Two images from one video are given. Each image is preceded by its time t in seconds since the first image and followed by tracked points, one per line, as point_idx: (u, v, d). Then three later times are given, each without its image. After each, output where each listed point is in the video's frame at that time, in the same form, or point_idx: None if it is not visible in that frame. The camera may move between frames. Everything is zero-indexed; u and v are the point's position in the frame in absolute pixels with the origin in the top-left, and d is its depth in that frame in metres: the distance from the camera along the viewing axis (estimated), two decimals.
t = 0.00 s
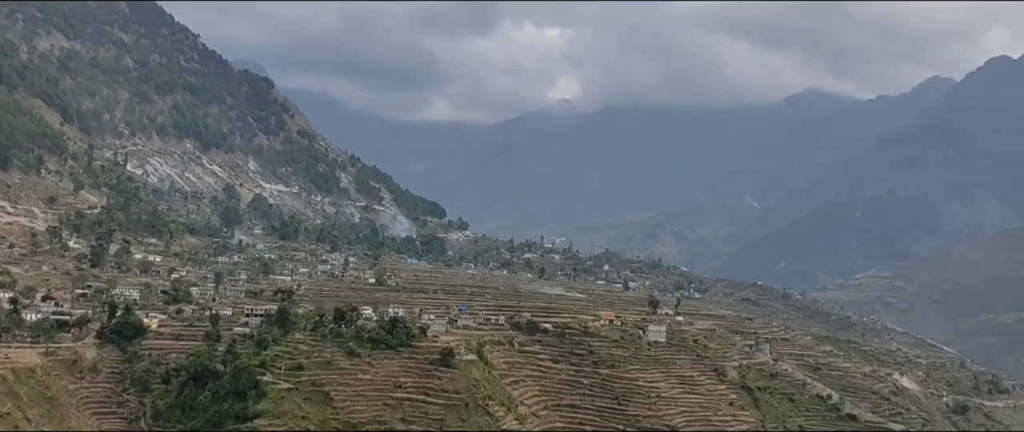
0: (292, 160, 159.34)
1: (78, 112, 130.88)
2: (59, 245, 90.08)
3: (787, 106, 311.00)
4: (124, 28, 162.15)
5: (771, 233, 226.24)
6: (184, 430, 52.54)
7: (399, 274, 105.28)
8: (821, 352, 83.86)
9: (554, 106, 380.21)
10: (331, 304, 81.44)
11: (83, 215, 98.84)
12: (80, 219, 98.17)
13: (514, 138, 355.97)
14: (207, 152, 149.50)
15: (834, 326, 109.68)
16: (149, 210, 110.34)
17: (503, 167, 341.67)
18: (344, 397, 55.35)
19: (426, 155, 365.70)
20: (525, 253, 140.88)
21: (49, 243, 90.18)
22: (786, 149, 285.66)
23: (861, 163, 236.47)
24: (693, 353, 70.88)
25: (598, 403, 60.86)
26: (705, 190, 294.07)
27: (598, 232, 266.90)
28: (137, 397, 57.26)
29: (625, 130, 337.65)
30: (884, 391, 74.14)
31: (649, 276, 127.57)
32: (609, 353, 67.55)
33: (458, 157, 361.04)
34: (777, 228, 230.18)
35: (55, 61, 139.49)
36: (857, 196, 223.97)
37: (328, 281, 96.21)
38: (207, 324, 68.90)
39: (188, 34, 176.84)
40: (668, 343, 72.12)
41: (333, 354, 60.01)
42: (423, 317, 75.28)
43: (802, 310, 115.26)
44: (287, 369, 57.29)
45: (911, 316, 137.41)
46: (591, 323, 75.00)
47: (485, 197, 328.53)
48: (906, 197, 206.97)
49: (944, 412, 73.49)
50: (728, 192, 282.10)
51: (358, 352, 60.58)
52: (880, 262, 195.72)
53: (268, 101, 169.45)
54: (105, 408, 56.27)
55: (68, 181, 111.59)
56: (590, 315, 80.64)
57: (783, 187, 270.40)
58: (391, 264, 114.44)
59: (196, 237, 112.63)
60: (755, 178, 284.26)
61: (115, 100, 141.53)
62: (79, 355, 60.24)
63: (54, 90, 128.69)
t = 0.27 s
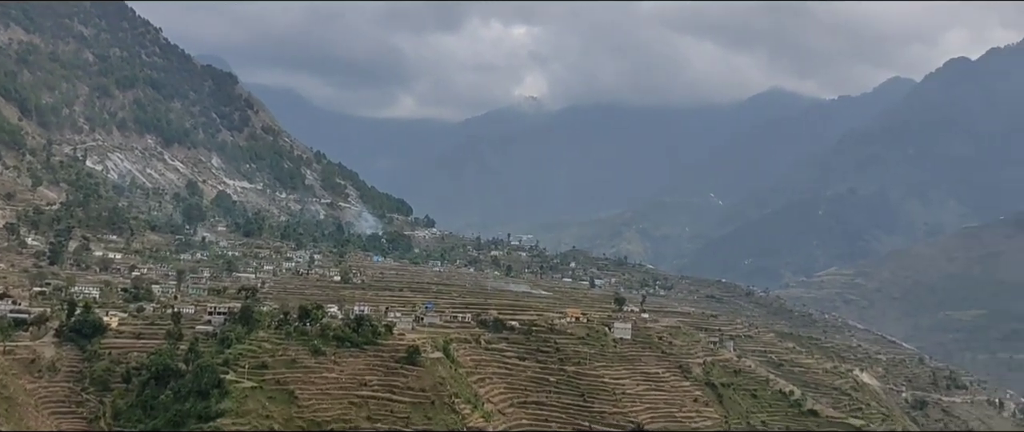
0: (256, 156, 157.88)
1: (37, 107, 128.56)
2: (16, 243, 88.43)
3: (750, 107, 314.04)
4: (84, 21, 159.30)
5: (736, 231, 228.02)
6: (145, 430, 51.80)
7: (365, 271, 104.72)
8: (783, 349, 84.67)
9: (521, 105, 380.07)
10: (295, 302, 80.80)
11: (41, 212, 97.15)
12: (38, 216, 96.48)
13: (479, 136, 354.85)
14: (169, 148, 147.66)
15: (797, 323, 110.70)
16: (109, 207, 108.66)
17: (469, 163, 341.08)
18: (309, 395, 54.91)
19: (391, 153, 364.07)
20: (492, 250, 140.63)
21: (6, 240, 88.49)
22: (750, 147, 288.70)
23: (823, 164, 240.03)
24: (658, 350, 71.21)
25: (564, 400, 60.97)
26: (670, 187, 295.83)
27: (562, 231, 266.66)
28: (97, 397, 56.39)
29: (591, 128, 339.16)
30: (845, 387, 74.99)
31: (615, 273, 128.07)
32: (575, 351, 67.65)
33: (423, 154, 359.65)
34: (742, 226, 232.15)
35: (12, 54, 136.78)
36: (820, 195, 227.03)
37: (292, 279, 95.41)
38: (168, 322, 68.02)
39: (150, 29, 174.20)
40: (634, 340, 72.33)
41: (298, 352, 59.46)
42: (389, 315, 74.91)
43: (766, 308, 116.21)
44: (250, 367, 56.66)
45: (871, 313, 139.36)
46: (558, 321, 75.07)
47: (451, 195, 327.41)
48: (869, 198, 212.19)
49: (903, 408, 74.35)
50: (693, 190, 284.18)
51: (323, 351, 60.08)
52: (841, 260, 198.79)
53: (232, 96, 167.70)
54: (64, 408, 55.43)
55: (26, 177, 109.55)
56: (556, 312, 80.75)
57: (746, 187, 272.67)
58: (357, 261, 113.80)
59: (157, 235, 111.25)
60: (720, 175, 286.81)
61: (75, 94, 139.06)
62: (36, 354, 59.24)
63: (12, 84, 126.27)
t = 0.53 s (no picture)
0: (219, 152, 156.28)
1: None
2: None
3: (715, 106, 315.69)
4: (43, 14, 156.06)
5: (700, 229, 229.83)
6: (105, 429, 51.03)
7: (331, 269, 104.08)
8: (747, 345, 85.31)
9: (488, 102, 379.36)
10: (259, 300, 80.11)
11: None
12: None
13: (446, 134, 354.56)
14: (130, 143, 145.66)
15: (760, 319, 111.71)
16: (68, 203, 106.84)
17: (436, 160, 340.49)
18: (273, 394, 54.43)
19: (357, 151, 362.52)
20: (459, 247, 140.37)
21: None
22: (714, 145, 291.16)
23: (786, 164, 243.11)
24: (624, 347, 71.46)
25: (530, 397, 60.99)
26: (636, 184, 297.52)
27: (528, 229, 266.13)
28: (56, 395, 55.52)
29: (557, 125, 339.94)
30: (806, 382, 75.69)
31: (581, 271, 128.42)
32: (541, 348, 67.71)
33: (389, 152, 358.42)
34: (706, 223, 234.07)
35: None
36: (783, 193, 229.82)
37: (256, 276, 94.50)
38: (129, 320, 67.14)
39: (111, 22, 171.32)
40: (599, 337, 72.56)
41: (262, 350, 58.89)
42: (355, 312, 74.52)
43: (729, 304, 117.08)
44: (213, 366, 56.02)
45: (832, 309, 141.07)
46: (524, 318, 75.08)
47: (417, 192, 326.53)
48: (829, 196, 219.69)
49: (863, 402, 75.17)
50: (658, 187, 285.85)
51: (287, 348, 59.56)
52: (803, 256, 201.45)
53: (195, 91, 165.79)
54: (22, 407, 54.64)
55: None
56: (522, 309, 80.82)
57: (711, 185, 273.53)
58: (322, 259, 113.04)
59: (118, 231, 109.79)
60: (685, 172, 288.77)
61: (33, 88, 136.21)
62: None
63: None
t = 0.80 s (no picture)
0: (181, 147, 154.42)
1: None
2: None
3: (681, 102, 317.32)
4: None
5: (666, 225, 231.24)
6: (64, 428, 50.20)
7: (295, 266, 103.20)
8: (711, 340, 85.85)
9: (455, 99, 378.33)
10: (223, 297, 79.24)
11: None
12: None
13: (412, 130, 353.31)
14: (90, 137, 143.30)
15: (724, 315, 112.53)
16: (25, 199, 104.77)
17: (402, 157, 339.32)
18: (236, 392, 53.85)
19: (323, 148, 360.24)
20: (425, 244, 139.96)
21: None
22: (680, 142, 292.95)
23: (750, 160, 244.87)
24: (590, 343, 71.60)
25: (496, 393, 60.89)
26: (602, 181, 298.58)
27: (494, 226, 265.60)
28: (14, 395, 54.52)
29: (524, 122, 340.08)
30: (769, 377, 76.33)
31: (547, 267, 128.54)
32: (508, 344, 67.64)
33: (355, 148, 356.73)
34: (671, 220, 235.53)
35: None
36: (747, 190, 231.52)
37: (219, 273, 93.37)
38: (88, 318, 66.07)
39: (70, 15, 168.25)
40: (566, 333, 72.63)
41: (225, 348, 58.26)
42: (320, 309, 73.95)
43: (694, 300, 117.78)
44: (175, 364, 55.30)
45: (795, 305, 142.55)
46: (491, 314, 74.93)
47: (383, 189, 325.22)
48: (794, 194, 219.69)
49: (824, 396, 75.98)
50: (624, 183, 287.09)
51: (251, 346, 58.93)
52: (767, 253, 203.39)
53: (156, 86, 163.55)
54: None
55: None
56: (489, 306, 80.67)
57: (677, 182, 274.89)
58: (286, 255, 112.08)
59: (77, 228, 108.08)
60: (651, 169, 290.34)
61: None
62: None
63: None
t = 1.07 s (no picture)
0: (146, 143, 152.59)
1: None
2: None
3: (650, 101, 318.84)
4: None
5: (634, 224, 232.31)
6: (25, 428, 49.39)
7: (262, 264, 102.30)
8: (679, 338, 86.31)
9: (424, 96, 377.12)
10: (188, 295, 78.41)
11: None
12: None
13: (381, 127, 351.76)
14: (53, 133, 140.95)
15: (692, 313, 113.21)
16: None
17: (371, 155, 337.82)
18: (202, 391, 53.25)
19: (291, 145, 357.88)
20: (394, 242, 139.46)
21: None
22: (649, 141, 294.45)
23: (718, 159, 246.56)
24: (559, 341, 71.67)
25: (466, 392, 60.75)
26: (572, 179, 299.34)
27: (464, 225, 265.15)
28: None
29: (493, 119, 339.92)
30: (736, 375, 76.90)
31: (517, 265, 128.51)
32: (477, 342, 67.52)
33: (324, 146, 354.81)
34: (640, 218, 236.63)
35: None
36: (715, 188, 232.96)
37: (185, 271, 92.29)
38: (50, 316, 65.09)
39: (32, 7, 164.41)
40: (535, 332, 72.63)
41: (191, 347, 57.60)
42: (287, 308, 73.43)
43: (662, 299, 118.31)
44: (140, 363, 54.58)
45: (762, 303, 143.73)
46: (460, 313, 74.74)
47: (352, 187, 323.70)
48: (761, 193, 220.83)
49: (790, 393, 76.72)
50: (593, 182, 288.04)
51: (217, 345, 58.29)
52: (734, 252, 205.00)
53: (121, 81, 161.29)
54: None
55: None
56: (458, 304, 80.51)
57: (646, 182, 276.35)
58: (254, 253, 111.08)
59: (38, 225, 106.46)
60: (620, 168, 291.63)
61: None
62: None
63: None
